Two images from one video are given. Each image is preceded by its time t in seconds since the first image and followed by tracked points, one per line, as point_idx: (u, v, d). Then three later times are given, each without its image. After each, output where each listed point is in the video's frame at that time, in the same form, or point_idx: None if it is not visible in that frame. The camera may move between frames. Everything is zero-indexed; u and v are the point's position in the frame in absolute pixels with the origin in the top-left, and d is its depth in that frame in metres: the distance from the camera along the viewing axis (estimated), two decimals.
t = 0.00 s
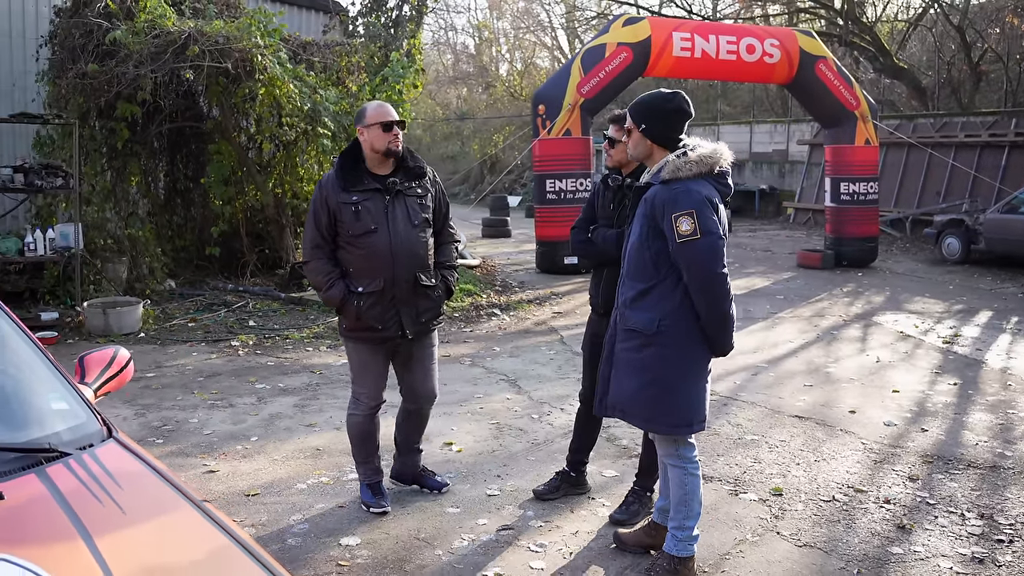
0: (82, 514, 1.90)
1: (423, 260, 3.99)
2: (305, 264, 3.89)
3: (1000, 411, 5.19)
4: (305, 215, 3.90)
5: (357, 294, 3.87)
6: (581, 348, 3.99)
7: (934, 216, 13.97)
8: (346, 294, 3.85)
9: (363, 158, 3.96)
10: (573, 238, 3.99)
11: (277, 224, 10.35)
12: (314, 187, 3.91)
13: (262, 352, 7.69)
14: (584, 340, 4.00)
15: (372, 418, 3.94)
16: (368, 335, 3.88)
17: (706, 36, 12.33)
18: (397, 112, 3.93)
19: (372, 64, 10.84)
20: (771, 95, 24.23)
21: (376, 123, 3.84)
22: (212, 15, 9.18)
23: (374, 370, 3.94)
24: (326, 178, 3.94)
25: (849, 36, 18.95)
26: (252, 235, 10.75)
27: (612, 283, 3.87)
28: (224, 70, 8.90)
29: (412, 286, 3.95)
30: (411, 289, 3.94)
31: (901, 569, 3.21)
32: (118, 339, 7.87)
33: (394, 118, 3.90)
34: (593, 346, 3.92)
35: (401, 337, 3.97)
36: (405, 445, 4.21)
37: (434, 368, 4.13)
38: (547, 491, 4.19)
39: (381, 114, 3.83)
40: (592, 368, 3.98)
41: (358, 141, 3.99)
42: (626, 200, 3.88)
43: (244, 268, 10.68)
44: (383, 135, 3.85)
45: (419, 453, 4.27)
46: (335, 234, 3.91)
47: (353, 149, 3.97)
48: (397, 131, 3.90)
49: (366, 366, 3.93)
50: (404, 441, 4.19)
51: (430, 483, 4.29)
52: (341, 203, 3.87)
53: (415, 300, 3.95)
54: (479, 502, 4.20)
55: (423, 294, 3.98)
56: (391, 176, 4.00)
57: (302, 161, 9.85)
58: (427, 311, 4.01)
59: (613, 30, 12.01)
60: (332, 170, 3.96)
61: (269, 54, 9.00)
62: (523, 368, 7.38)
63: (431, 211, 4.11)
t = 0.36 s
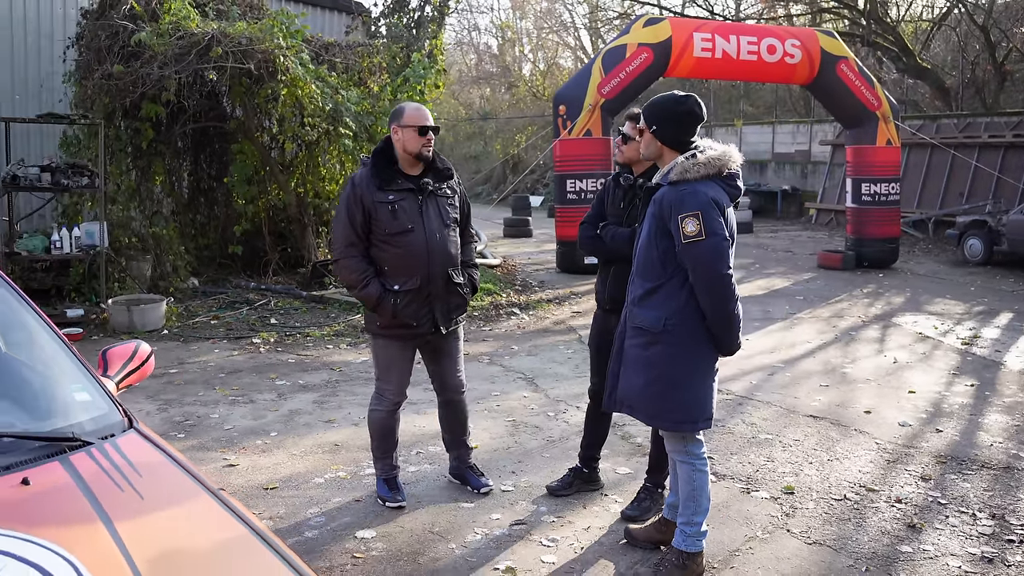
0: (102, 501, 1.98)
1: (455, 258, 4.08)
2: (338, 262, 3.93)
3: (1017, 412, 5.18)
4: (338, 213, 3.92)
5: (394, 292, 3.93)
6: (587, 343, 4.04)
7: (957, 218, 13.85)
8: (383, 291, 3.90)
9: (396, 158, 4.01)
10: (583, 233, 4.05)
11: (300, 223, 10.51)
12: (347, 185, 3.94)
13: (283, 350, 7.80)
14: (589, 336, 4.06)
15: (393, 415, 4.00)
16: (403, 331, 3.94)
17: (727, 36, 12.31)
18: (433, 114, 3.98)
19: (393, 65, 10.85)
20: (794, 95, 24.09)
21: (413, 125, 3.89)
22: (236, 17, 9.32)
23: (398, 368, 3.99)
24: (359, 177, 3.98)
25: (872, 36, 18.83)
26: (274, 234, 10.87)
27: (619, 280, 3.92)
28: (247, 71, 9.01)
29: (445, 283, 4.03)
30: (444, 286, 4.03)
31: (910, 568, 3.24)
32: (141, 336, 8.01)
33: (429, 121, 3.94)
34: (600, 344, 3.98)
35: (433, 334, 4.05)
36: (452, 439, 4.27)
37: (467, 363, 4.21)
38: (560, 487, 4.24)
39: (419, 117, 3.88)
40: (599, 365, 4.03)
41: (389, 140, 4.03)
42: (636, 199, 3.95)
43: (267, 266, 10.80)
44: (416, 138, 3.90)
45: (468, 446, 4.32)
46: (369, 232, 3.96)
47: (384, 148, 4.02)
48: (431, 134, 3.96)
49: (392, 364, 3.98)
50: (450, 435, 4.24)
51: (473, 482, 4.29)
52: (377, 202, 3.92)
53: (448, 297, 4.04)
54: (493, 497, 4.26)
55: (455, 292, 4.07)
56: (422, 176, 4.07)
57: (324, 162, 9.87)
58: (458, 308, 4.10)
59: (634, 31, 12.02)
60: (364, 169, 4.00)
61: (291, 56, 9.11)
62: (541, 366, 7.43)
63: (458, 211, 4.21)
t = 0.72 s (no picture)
0: (126, 487, 2.06)
1: (496, 256, 4.16)
2: (384, 260, 4.00)
3: None
4: (383, 211, 4.00)
5: (438, 288, 3.99)
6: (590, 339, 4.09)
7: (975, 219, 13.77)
8: (427, 288, 3.97)
9: (440, 158, 4.09)
10: (588, 229, 4.09)
11: (319, 222, 10.66)
12: (392, 185, 4.02)
13: (301, 348, 7.90)
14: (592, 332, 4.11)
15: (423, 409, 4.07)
16: (447, 327, 4.02)
17: (745, 37, 12.30)
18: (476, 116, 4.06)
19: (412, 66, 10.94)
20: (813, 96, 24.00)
21: (458, 126, 3.97)
22: (256, 19, 9.45)
23: (436, 362, 4.06)
24: (403, 177, 4.05)
25: (891, 36, 18.74)
26: (293, 234, 10.97)
27: (624, 278, 3.98)
28: (267, 72, 9.14)
29: (487, 280, 4.11)
30: (486, 283, 4.10)
31: (918, 566, 3.28)
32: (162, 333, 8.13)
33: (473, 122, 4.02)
34: (605, 341, 4.03)
35: (475, 329, 4.12)
36: (471, 434, 4.34)
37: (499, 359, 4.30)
38: (573, 483, 4.29)
39: (463, 118, 3.96)
40: (605, 363, 4.08)
41: (433, 141, 4.11)
42: (642, 199, 4.00)
43: (285, 265, 10.89)
44: (461, 137, 3.98)
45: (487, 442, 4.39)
46: (413, 231, 4.03)
47: (428, 149, 4.09)
48: (475, 135, 4.03)
49: (430, 359, 4.05)
50: (469, 430, 4.32)
51: (488, 478, 4.35)
52: (421, 202, 4.00)
53: (490, 293, 4.12)
54: (506, 493, 4.32)
55: (496, 288, 4.15)
56: (465, 176, 4.15)
57: (343, 161, 10.15)
58: (499, 304, 4.18)
59: (652, 32, 12.04)
60: (408, 169, 4.07)
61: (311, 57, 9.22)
62: (556, 365, 7.49)
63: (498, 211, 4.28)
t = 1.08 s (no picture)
0: (151, 474, 2.14)
1: (513, 255, 4.21)
2: (404, 257, 4.10)
3: None
4: (404, 210, 4.10)
5: (453, 285, 4.07)
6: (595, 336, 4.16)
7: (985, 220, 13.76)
8: (443, 284, 4.05)
9: (460, 158, 4.17)
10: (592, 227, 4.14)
11: (331, 221, 10.80)
12: (412, 185, 4.13)
13: (313, 345, 8.00)
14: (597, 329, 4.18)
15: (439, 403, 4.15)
16: (462, 323, 4.08)
17: (755, 38, 12.34)
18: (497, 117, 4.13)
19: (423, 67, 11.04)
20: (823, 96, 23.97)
21: (477, 126, 4.04)
22: (269, 20, 9.56)
23: (452, 356, 4.12)
24: (424, 177, 4.15)
25: (902, 37, 18.72)
26: (306, 234, 11.13)
27: (628, 275, 4.05)
28: (280, 73, 9.25)
29: (503, 278, 4.16)
30: (502, 281, 4.16)
31: (920, 560, 3.34)
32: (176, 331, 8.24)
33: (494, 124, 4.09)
34: (610, 338, 4.10)
35: (490, 326, 4.18)
36: (485, 429, 4.42)
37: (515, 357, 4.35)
38: (582, 478, 4.36)
39: (482, 119, 4.03)
40: (611, 359, 4.15)
41: (455, 142, 4.20)
42: (647, 199, 4.08)
43: (297, 264, 11.05)
44: (482, 137, 4.05)
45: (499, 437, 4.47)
46: (432, 229, 4.12)
47: (450, 150, 4.18)
48: (495, 135, 4.10)
49: (446, 355, 4.12)
50: (483, 424, 4.39)
51: (498, 473, 4.43)
52: (439, 201, 4.09)
53: (506, 291, 4.17)
54: (516, 487, 4.39)
55: (513, 286, 4.20)
56: (485, 176, 4.22)
57: (355, 161, 10.19)
58: (515, 302, 4.22)
59: (662, 33, 12.11)
60: (429, 170, 4.17)
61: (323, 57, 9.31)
62: (566, 363, 7.56)
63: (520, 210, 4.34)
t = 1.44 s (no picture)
0: (172, 462, 2.23)
1: (509, 253, 4.27)
2: (403, 249, 4.24)
3: None
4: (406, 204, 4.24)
5: (446, 279, 4.17)
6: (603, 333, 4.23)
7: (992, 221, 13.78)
8: (435, 278, 4.17)
9: (463, 156, 4.26)
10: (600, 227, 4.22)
11: (339, 222, 10.91)
12: (416, 180, 4.25)
13: (323, 343, 8.10)
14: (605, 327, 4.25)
15: (442, 399, 4.23)
16: (453, 317, 4.17)
17: (762, 39, 12.37)
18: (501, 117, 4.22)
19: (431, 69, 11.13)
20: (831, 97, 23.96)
21: (479, 125, 4.13)
22: (279, 22, 9.67)
23: (448, 351, 4.21)
24: (427, 173, 4.27)
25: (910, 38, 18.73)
26: (315, 234, 11.24)
27: (635, 275, 4.12)
28: (290, 74, 9.35)
29: (496, 276, 4.22)
30: (495, 278, 4.22)
31: (919, 553, 3.40)
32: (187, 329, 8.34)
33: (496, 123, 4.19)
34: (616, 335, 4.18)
35: (482, 322, 4.25)
36: (491, 425, 4.49)
37: (511, 355, 4.41)
38: (587, 473, 4.44)
39: (484, 118, 4.12)
40: (617, 357, 4.22)
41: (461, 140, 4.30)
42: (653, 199, 4.14)
43: (307, 264, 11.17)
44: (480, 135, 4.13)
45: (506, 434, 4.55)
46: (431, 223, 4.24)
47: (455, 148, 4.29)
48: (497, 134, 4.18)
49: (439, 348, 4.21)
50: (489, 421, 4.47)
51: (505, 467, 4.51)
52: (438, 196, 4.19)
53: (498, 289, 4.23)
54: (522, 482, 4.47)
55: (506, 284, 4.26)
56: (486, 174, 4.29)
57: (364, 162, 10.16)
58: (508, 300, 4.28)
59: (669, 34, 12.15)
60: (434, 166, 4.28)
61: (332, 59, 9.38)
62: (573, 362, 7.63)
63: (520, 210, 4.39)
